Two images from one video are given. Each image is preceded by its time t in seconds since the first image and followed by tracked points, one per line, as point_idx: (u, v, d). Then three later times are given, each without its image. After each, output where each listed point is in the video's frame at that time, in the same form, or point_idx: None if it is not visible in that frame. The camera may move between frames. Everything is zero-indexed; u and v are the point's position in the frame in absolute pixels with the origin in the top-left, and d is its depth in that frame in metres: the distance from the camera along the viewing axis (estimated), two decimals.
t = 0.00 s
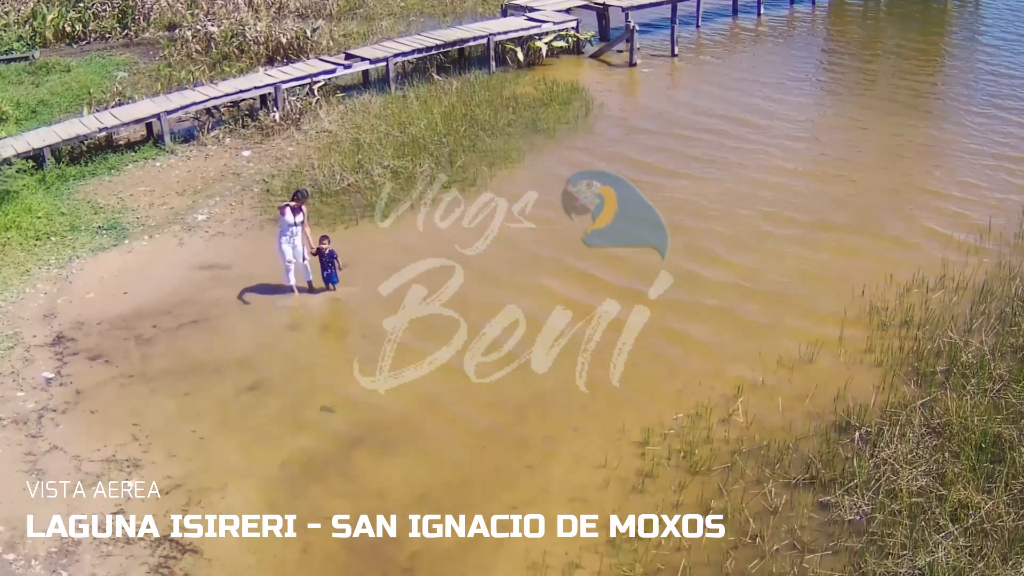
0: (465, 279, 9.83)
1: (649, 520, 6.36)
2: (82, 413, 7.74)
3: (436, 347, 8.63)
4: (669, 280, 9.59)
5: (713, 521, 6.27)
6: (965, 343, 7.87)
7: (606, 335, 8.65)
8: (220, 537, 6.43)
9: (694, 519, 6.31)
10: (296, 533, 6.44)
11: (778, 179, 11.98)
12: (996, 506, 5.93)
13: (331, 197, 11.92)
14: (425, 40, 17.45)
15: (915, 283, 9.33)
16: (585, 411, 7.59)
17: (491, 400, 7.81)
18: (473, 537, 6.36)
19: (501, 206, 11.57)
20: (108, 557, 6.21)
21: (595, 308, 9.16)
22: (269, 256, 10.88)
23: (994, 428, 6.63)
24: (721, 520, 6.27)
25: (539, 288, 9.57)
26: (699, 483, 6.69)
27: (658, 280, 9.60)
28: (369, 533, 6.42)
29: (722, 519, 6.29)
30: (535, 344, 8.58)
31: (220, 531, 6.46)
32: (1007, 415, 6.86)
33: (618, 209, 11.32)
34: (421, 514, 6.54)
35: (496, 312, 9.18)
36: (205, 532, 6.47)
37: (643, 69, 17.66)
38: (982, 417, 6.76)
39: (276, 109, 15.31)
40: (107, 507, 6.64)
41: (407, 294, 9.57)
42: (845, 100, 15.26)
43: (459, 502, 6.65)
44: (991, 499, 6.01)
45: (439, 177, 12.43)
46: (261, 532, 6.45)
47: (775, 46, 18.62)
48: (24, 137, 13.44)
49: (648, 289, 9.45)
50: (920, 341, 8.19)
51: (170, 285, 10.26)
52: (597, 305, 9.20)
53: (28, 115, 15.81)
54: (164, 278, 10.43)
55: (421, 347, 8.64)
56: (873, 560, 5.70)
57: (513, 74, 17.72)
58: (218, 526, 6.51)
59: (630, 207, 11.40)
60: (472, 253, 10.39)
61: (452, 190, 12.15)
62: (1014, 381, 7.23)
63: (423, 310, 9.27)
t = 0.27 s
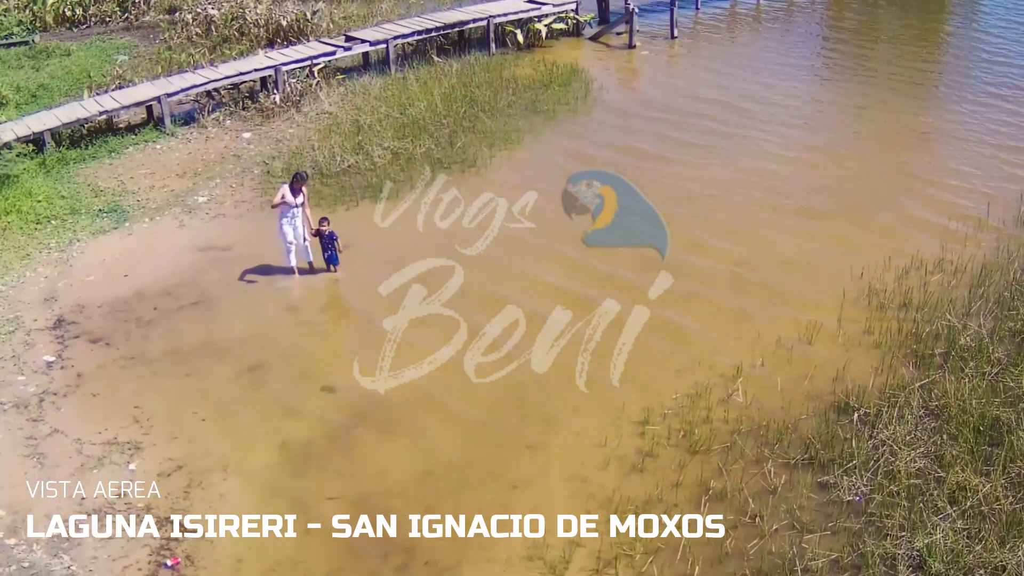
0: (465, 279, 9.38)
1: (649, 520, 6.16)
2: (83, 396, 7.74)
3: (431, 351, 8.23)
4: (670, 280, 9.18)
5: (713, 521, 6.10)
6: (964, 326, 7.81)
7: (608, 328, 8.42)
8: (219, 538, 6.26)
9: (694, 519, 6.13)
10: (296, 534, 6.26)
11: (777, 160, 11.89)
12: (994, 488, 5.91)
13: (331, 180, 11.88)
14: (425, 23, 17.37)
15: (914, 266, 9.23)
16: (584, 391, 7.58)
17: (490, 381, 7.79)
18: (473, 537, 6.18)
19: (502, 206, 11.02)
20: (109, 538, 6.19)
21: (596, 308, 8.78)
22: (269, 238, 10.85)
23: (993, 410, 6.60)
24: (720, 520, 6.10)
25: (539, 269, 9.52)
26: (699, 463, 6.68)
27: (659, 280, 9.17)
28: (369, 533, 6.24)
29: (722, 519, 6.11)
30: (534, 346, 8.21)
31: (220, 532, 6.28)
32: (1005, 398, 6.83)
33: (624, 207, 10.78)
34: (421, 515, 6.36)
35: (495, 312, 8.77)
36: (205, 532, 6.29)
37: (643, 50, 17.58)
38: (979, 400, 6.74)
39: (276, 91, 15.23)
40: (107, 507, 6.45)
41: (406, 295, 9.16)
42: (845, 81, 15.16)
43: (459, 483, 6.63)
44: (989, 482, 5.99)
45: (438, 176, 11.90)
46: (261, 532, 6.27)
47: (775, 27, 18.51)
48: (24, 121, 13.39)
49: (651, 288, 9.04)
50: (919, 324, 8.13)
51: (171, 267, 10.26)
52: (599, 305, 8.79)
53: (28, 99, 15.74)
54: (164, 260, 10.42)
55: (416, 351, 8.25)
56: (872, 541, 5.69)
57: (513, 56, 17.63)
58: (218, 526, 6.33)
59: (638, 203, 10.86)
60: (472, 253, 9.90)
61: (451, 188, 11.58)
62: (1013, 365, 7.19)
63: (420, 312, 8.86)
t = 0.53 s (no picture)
0: (466, 279, 9.14)
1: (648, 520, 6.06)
2: (85, 385, 7.74)
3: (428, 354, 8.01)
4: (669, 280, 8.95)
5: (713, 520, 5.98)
6: (963, 313, 7.77)
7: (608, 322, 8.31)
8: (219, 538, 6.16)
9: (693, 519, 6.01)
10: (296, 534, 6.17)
11: (777, 147, 11.85)
12: (994, 475, 5.91)
13: (331, 167, 11.86)
14: (426, 10, 17.30)
15: (913, 254, 9.14)
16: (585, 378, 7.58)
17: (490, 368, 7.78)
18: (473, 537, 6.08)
19: (502, 206, 10.64)
20: (111, 528, 6.20)
21: (596, 306, 8.57)
22: (270, 226, 10.84)
23: (992, 397, 6.58)
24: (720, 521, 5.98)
25: (539, 258, 9.49)
26: (699, 450, 6.68)
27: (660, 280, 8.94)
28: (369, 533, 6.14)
29: (722, 519, 6.00)
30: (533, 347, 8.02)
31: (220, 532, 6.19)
32: (1005, 384, 6.80)
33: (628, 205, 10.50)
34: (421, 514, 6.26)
35: (496, 311, 8.59)
36: (205, 531, 6.20)
37: (643, 37, 17.54)
38: (979, 386, 6.72)
39: (276, 79, 15.17)
40: (108, 506, 6.37)
41: (406, 294, 8.95)
42: (845, 68, 15.12)
43: (460, 470, 6.64)
44: (990, 468, 5.98)
45: (438, 177, 11.51)
46: (261, 532, 6.18)
47: (776, 14, 18.45)
48: (24, 109, 13.35)
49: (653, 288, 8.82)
50: (918, 310, 8.07)
51: (171, 255, 10.25)
52: (600, 304, 8.59)
53: (29, 87, 15.67)
54: (165, 248, 10.42)
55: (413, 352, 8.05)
56: (873, 527, 5.69)
57: (514, 43, 17.56)
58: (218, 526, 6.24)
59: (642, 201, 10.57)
60: (473, 253, 9.63)
61: (452, 187, 11.19)
62: (1012, 351, 7.16)
63: (420, 312, 8.64)
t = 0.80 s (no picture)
0: (465, 279, 9.14)
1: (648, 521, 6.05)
2: (87, 381, 7.78)
3: (428, 355, 7.99)
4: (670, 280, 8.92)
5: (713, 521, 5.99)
6: (962, 310, 7.76)
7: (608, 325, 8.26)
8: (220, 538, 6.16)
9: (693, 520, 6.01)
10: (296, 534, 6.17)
11: (775, 143, 11.84)
12: (992, 474, 5.93)
13: (332, 162, 11.87)
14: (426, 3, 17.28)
15: (912, 249, 9.14)
16: (584, 374, 7.61)
17: (490, 366, 7.78)
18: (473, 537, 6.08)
19: (502, 206, 10.60)
20: (112, 526, 6.22)
21: (597, 306, 8.56)
22: (270, 221, 10.86)
23: (990, 396, 6.59)
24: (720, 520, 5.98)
25: (539, 254, 9.51)
26: (699, 447, 6.69)
27: (659, 280, 8.91)
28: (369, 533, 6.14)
29: (722, 519, 6.01)
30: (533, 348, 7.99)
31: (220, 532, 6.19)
32: (1003, 383, 6.80)
33: (628, 205, 10.45)
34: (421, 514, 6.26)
35: (496, 311, 8.58)
36: (205, 531, 6.20)
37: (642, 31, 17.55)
38: (977, 385, 6.73)
39: (276, 72, 15.15)
40: (109, 506, 6.38)
41: (405, 294, 8.93)
42: (844, 63, 15.11)
43: (460, 467, 6.67)
44: (987, 468, 6.00)
45: (438, 176, 11.46)
46: (261, 532, 6.18)
47: (776, 7, 18.45)
48: (25, 104, 13.36)
49: (653, 288, 8.79)
50: (917, 308, 8.06)
51: (172, 250, 10.28)
52: (599, 305, 8.56)
53: (29, 82, 15.67)
54: (166, 243, 10.45)
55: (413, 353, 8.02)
56: (871, 526, 5.71)
57: (513, 36, 17.55)
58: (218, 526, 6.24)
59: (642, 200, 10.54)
60: (472, 253, 9.62)
61: (452, 187, 11.15)
62: (1010, 349, 7.15)
63: (419, 312, 8.62)
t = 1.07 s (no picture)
0: (465, 278, 9.20)
1: (649, 520, 6.16)
2: (91, 385, 7.83)
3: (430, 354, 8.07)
4: (670, 280, 9.00)
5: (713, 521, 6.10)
6: (960, 316, 7.77)
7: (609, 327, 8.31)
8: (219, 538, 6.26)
9: (695, 519, 6.14)
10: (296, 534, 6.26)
11: (775, 145, 11.87)
12: (988, 481, 5.96)
13: (333, 164, 11.92)
14: (426, 3, 17.33)
15: (910, 253, 9.16)
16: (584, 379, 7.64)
17: (491, 370, 7.82)
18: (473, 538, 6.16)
19: (502, 206, 10.67)
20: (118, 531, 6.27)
21: (597, 306, 8.64)
22: (272, 223, 10.90)
23: (987, 403, 6.61)
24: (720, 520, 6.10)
25: (539, 258, 9.54)
26: (698, 454, 6.74)
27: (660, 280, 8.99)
28: (369, 533, 6.23)
29: (722, 519, 6.12)
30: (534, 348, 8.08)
31: (221, 531, 6.29)
32: (1000, 389, 6.83)
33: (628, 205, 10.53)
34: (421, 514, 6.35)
35: (497, 312, 8.64)
36: (205, 532, 6.30)
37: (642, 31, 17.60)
38: (975, 391, 6.75)
39: (277, 73, 15.18)
40: (108, 506, 6.47)
41: (406, 293, 9.01)
42: (843, 64, 15.17)
43: (461, 471, 6.72)
44: (983, 475, 6.04)
45: (438, 176, 11.53)
46: (261, 532, 6.27)
47: (775, 7, 18.50)
48: (27, 105, 13.40)
49: (653, 288, 8.88)
50: (915, 312, 8.07)
51: (174, 253, 10.34)
52: (599, 304, 8.65)
53: (30, 81, 15.72)
54: (168, 246, 10.50)
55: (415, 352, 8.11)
56: (867, 533, 5.75)
57: (514, 36, 17.62)
58: (217, 526, 6.34)
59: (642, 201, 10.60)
60: (473, 253, 9.68)
61: (452, 187, 11.21)
62: (1008, 355, 7.17)
63: (419, 312, 8.70)
